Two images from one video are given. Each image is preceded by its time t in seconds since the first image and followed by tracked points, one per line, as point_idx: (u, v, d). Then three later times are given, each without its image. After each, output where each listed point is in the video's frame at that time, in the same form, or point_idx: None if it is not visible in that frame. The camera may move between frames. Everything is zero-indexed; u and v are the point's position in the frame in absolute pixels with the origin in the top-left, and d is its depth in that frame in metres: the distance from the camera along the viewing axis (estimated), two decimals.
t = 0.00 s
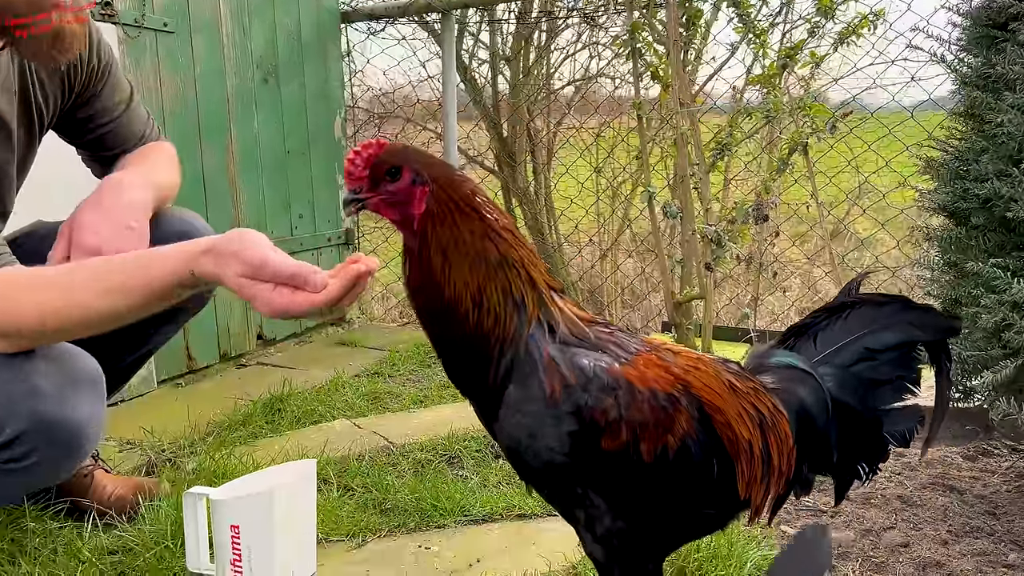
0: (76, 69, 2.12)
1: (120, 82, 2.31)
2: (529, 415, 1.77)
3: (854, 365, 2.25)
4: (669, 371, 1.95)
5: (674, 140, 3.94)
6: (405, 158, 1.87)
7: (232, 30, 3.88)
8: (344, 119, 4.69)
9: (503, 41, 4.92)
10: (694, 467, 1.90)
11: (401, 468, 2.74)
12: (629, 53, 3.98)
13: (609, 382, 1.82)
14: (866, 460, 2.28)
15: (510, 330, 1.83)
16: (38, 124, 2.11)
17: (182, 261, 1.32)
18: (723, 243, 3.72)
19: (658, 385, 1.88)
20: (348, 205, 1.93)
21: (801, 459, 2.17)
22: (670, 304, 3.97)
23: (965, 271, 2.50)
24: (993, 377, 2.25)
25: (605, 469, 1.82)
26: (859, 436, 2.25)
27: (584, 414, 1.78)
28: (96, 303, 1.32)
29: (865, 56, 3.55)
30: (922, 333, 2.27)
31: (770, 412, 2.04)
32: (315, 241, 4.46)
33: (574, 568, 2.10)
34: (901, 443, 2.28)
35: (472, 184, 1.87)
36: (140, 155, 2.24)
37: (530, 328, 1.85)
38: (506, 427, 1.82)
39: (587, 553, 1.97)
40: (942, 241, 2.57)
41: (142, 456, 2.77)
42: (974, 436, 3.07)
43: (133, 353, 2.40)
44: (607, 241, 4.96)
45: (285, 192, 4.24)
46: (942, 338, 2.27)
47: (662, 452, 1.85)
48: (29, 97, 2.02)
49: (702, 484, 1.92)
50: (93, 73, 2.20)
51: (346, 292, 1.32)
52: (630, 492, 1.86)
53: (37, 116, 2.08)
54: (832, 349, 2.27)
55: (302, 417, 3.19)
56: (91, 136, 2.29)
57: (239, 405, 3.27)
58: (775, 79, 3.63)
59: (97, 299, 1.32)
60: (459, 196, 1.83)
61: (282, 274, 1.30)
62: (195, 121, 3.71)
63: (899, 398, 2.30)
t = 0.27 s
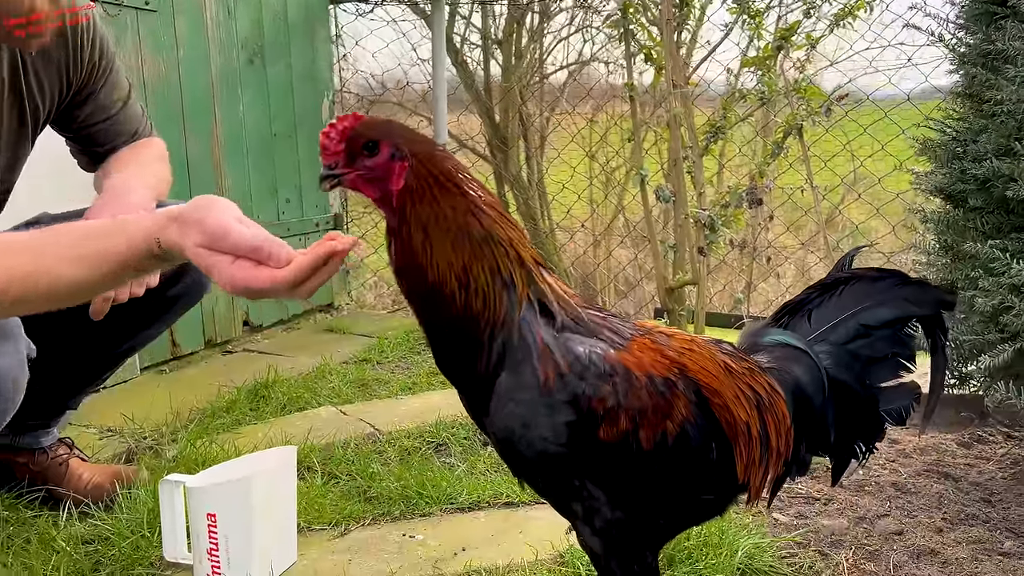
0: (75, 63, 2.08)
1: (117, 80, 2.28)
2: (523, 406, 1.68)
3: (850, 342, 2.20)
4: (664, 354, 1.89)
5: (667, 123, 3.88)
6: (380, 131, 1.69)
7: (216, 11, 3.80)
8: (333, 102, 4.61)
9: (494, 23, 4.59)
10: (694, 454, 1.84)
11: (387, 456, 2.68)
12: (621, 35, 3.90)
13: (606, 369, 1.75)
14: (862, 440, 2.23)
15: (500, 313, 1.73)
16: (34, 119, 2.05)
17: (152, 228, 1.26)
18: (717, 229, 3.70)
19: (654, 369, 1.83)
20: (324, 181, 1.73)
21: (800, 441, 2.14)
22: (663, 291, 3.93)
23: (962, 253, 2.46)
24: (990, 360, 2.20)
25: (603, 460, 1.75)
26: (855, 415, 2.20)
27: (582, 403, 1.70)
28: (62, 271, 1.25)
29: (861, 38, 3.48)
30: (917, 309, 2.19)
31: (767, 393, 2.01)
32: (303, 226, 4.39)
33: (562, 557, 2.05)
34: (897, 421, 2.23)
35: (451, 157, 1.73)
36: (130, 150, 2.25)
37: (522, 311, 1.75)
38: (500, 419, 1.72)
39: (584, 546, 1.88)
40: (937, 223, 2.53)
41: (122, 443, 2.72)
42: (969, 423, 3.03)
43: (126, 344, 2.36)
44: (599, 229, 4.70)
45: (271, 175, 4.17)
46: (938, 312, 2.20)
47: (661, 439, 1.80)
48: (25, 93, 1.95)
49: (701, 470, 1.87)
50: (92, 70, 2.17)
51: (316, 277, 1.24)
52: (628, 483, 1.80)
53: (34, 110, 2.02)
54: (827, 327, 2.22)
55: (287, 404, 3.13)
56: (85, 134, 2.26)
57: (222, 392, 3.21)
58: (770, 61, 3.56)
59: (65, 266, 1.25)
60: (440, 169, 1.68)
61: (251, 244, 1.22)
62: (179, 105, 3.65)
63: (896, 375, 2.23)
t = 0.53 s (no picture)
0: (72, 61, 2.11)
1: (111, 83, 2.31)
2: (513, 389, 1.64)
3: (848, 319, 2.12)
4: (658, 333, 1.83)
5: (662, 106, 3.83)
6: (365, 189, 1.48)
7: None
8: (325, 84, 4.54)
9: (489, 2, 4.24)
10: (689, 435, 1.80)
11: (375, 440, 2.64)
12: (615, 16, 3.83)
13: (598, 350, 1.70)
14: (860, 418, 2.17)
15: (499, 347, 1.64)
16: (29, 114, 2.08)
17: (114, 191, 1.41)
18: (711, 211, 3.78)
19: (648, 348, 1.77)
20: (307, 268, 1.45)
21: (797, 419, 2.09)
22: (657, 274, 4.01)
23: (960, 234, 2.42)
24: (988, 341, 2.17)
25: (598, 444, 1.71)
26: (853, 393, 2.13)
27: (576, 387, 1.66)
28: (43, 232, 1.43)
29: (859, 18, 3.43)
30: (917, 285, 2.12)
31: (763, 372, 1.94)
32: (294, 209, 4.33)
33: (552, 541, 2.02)
34: (895, 400, 2.18)
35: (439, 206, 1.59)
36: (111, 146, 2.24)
37: (517, 326, 1.66)
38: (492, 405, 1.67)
39: (575, 529, 1.82)
40: (934, 203, 2.49)
41: (107, 428, 2.67)
42: (966, 408, 3.00)
43: (104, 332, 2.22)
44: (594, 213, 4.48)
45: (261, 158, 4.11)
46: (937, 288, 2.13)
47: (655, 420, 1.75)
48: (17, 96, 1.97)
49: (696, 451, 1.83)
50: (89, 71, 2.20)
51: (279, 237, 1.43)
52: (622, 465, 1.75)
53: (29, 108, 2.06)
54: (825, 303, 2.13)
55: (275, 388, 3.09)
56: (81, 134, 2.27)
57: (210, 376, 3.16)
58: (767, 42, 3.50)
59: (47, 226, 1.43)
60: (429, 225, 1.54)
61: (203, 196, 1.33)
62: (166, 82, 3.63)
63: (893, 353, 2.16)
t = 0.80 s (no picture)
0: (70, 38, 2.08)
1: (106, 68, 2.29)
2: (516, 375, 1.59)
3: (825, 296, 2.12)
4: (651, 311, 1.80)
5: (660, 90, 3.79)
6: (359, 167, 1.46)
7: None
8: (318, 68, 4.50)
9: None
10: (688, 414, 1.79)
11: (369, 424, 2.62)
12: None
13: (599, 331, 1.67)
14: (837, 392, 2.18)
15: (500, 340, 1.59)
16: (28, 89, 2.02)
17: (82, 122, 1.22)
18: (708, 196, 3.74)
19: (644, 327, 1.75)
20: (288, 240, 1.47)
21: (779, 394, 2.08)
22: (654, 258, 3.99)
23: (958, 216, 2.40)
24: (986, 322, 2.15)
25: (602, 428, 1.68)
26: (829, 368, 2.13)
27: (580, 371, 1.63)
28: (17, 170, 1.25)
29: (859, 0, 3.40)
30: (893, 262, 2.12)
31: (748, 347, 1.92)
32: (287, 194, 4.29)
33: (545, 523, 2.01)
34: (868, 374, 2.18)
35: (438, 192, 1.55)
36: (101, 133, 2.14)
37: (517, 319, 1.61)
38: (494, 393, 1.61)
39: (568, 513, 1.77)
40: (932, 185, 2.47)
41: (98, 411, 2.65)
42: (961, 392, 2.99)
43: (85, 310, 2.20)
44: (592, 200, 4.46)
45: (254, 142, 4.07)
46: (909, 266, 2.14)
47: (656, 400, 1.73)
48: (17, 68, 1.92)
49: (694, 429, 1.81)
50: (86, 52, 2.17)
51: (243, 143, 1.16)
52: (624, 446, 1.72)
53: (29, 82, 2.01)
54: (803, 280, 2.13)
55: (269, 372, 3.07)
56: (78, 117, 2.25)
57: (203, 360, 3.14)
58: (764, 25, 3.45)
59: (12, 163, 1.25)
60: (427, 211, 1.50)
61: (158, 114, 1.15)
62: (157, 65, 3.57)
63: (868, 330, 2.15)
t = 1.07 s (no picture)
0: (72, 33, 1.95)
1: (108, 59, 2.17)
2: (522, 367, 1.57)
3: (815, 275, 2.12)
4: (652, 297, 1.79)
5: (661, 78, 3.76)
6: (389, 141, 1.50)
7: None
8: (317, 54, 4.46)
9: None
10: (692, 400, 1.78)
11: (367, 411, 2.61)
12: None
13: (606, 320, 1.66)
14: (828, 372, 2.17)
15: (506, 331, 1.57)
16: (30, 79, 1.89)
17: (72, 91, 0.96)
18: (708, 184, 3.69)
19: (647, 313, 1.74)
20: (306, 201, 1.50)
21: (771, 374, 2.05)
22: (653, 247, 3.99)
23: (959, 203, 2.38)
24: (987, 309, 2.14)
25: (609, 417, 1.67)
26: (822, 349, 2.12)
27: (589, 361, 1.62)
28: None
29: None
30: (877, 239, 2.15)
31: (743, 329, 1.91)
32: (286, 182, 4.27)
33: (544, 510, 2.00)
34: (855, 352, 2.23)
35: (461, 174, 1.55)
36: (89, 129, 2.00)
37: (523, 309, 1.59)
38: (501, 385, 1.59)
39: (569, 502, 1.75)
40: (936, 171, 2.45)
41: (97, 398, 2.64)
42: (961, 381, 2.99)
43: (82, 296, 2.19)
44: (592, 189, 4.43)
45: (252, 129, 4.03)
46: (889, 243, 2.18)
47: (661, 387, 1.72)
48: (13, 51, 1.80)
49: (697, 415, 1.80)
50: (88, 44, 2.05)
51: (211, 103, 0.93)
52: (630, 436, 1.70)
53: (31, 71, 1.88)
54: (793, 260, 2.13)
55: (267, 360, 3.06)
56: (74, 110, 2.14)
57: (201, 347, 3.13)
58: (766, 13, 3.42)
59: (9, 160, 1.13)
60: (450, 186, 1.51)
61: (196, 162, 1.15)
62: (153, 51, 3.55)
63: (857, 309, 2.16)
